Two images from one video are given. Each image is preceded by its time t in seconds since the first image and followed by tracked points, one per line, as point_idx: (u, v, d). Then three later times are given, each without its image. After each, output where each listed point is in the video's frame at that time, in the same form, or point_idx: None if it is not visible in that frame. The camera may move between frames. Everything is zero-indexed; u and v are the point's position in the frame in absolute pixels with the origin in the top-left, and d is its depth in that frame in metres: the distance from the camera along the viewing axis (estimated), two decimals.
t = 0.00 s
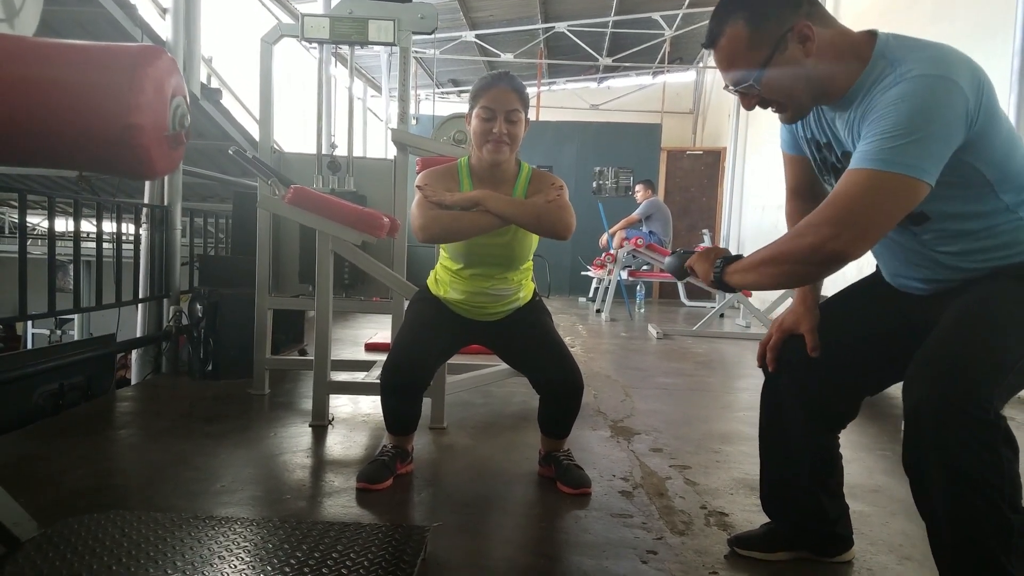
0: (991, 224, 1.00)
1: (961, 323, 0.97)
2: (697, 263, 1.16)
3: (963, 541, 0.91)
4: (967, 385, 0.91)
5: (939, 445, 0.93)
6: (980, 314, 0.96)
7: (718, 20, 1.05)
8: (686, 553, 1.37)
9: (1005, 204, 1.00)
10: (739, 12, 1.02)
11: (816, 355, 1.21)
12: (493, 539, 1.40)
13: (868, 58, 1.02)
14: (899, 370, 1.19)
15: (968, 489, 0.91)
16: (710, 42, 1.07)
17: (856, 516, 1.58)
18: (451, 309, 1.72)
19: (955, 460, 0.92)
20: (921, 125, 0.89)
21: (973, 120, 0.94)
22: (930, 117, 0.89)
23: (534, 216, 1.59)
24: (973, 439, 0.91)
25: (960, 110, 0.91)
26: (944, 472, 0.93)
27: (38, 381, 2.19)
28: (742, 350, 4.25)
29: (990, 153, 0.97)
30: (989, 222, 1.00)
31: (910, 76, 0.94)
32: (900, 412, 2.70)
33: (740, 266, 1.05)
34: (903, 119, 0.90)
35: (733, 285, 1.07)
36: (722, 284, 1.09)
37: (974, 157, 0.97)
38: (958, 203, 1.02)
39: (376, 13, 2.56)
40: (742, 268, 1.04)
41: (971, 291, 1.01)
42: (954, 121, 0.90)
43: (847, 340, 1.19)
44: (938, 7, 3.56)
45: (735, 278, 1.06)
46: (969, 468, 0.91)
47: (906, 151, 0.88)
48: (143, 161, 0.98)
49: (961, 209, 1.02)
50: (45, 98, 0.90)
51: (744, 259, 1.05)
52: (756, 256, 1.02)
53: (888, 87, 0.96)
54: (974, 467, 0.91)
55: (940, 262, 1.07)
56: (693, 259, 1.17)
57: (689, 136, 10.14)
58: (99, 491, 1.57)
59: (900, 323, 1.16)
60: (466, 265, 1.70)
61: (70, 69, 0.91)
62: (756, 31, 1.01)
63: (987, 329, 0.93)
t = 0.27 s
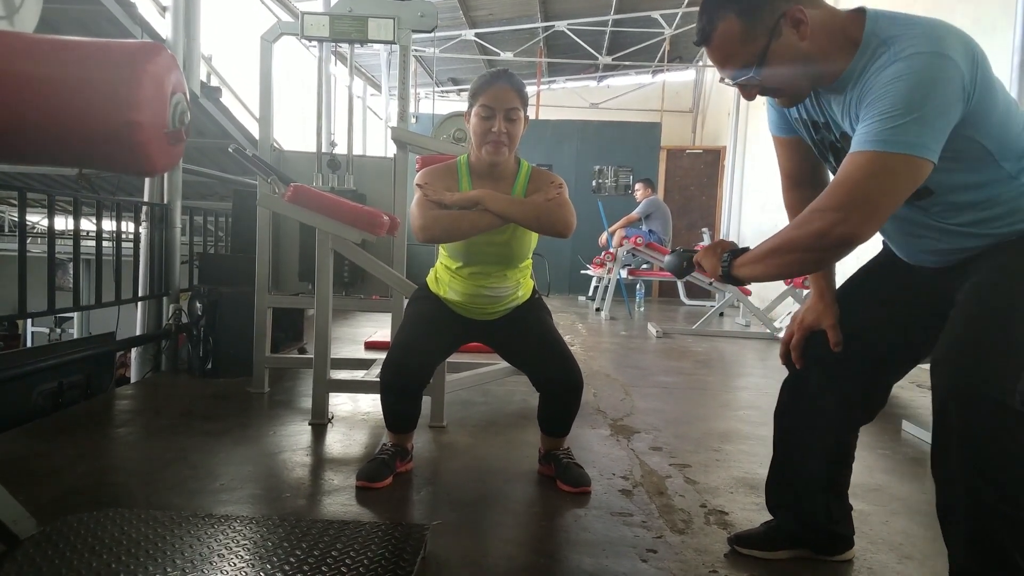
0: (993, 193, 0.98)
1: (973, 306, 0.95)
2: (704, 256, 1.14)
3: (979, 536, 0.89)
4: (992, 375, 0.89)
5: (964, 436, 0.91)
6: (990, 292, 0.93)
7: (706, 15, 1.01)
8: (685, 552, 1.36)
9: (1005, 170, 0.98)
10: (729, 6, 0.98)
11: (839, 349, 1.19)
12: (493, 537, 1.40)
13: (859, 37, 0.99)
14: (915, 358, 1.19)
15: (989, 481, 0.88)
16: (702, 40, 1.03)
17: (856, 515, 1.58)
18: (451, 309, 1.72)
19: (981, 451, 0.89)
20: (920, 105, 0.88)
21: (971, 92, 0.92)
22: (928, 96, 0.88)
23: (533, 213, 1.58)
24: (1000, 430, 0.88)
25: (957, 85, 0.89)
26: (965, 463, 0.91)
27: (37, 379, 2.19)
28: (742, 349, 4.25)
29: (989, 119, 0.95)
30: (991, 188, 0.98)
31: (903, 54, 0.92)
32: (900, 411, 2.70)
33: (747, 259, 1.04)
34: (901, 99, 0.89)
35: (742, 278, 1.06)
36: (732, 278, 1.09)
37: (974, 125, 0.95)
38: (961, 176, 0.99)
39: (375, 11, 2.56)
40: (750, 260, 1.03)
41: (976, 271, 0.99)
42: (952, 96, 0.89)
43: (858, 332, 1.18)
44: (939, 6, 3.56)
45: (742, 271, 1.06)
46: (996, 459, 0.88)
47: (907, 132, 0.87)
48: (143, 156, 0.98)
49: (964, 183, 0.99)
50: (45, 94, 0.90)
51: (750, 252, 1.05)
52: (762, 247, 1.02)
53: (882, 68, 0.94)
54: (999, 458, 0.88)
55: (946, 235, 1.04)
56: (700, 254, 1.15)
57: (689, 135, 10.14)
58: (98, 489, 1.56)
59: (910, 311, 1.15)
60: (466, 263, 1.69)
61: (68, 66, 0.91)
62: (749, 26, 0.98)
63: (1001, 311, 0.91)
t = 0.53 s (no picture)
0: (992, 187, 0.98)
1: (980, 307, 0.94)
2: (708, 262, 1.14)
3: (985, 538, 0.90)
4: (1004, 377, 0.89)
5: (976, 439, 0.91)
6: (996, 293, 0.93)
7: (704, 18, 1.00)
8: (686, 554, 1.36)
9: (1004, 162, 0.97)
10: (727, 8, 0.98)
11: (849, 352, 1.19)
12: (494, 538, 1.40)
13: (856, 34, 0.99)
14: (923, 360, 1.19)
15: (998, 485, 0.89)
16: (700, 43, 1.03)
17: (857, 518, 1.58)
18: (452, 308, 1.72)
19: (991, 454, 0.89)
20: (923, 102, 0.87)
21: (971, 86, 0.92)
22: (930, 94, 0.88)
23: (536, 207, 1.58)
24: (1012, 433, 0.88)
25: (958, 81, 0.89)
26: (975, 465, 0.91)
27: (38, 377, 2.19)
28: (742, 351, 4.25)
29: (989, 112, 0.95)
30: (990, 181, 0.98)
31: (902, 51, 0.92)
32: (901, 414, 2.70)
33: (752, 263, 1.04)
34: (903, 96, 0.89)
35: (749, 282, 1.06)
36: (738, 282, 1.09)
37: (974, 119, 0.95)
38: (962, 171, 0.98)
39: (378, 11, 2.56)
40: (756, 264, 1.03)
41: (979, 272, 0.99)
42: (953, 93, 0.88)
43: (865, 334, 1.19)
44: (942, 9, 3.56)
45: (748, 274, 1.06)
46: (1007, 462, 0.88)
47: (910, 130, 0.87)
48: (146, 154, 0.98)
49: (966, 178, 0.99)
50: (49, 92, 0.90)
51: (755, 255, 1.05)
52: (767, 250, 1.02)
53: (882, 66, 0.94)
54: (1009, 462, 0.88)
55: (947, 228, 1.03)
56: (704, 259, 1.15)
57: (690, 137, 10.14)
58: (98, 488, 1.56)
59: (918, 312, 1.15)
60: (469, 263, 1.69)
61: (71, 65, 0.91)
62: (748, 28, 0.97)
63: (1009, 312, 0.91)
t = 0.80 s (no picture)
0: (991, 181, 0.97)
1: (984, 305, 0.94)
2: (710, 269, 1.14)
3: (993, 536, 0.90)
4: (1013, 376, 0.89)
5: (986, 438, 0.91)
6: (1001, 290, 0.93)
7: (696, 26, 1.00)
8: (688, 554, 1.36)
9: (1002, 157, 0.97)
10: (719, 16, 0.98)
11: (859, 353, 1.19)
12: (495, 538, 1.40)
13: (849, 36, 0.99)
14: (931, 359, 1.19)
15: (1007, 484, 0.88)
16: (694, 50, 1.03)
17: (859, 518, 1.57)
18: (454, 309, 1.72)
19: (1000, 452, 0.89)
20: (920, 102, 0.87)
21: (966, 84, 0.92)
22: (926, 94, 0.87)
23: (538, 206, 1.58)
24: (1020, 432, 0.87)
25: (953, 80, 0.89)
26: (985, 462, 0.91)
27: (40, 376, 2.19)
28: (744, 351, 4.24)
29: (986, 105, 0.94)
30: (991, 176, 0.97)
31: (896, 51, 0.92)
32: (903, 414, 2.69)
33: (753, 268, 1.04)
34: (900, 97, 0.88)
35: (750, 287, 1.06)
36: (739, 288, 1.08)
37: (970, 114, 0.94)
38: (963, 167, 0.98)
39: (379, 11, 2.56)
40: (757, 269, 1.03)
41: (981, 270, 0.99)
42: (950, 92, 0.88)
43: (873, 334, 1.18)
44: (943, 8, 3.56)
45: (749, 279, 1.05)
46: (1014, 462, 0.88)
47: (909, 131, 0.87)
48: (148, 154, 0.98)
49: (966, 174, 0.98)
50: (50, 92, 0.90)
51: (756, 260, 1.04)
52: (768, 255, 1.01)
53: (877, 67, 0.94)
54: (1015, 459, 0.88)
55: (948, 224, 1.03)
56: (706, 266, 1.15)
57: (692, 137, 10.14)
58: (100, 487, 1.57)
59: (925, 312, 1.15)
60: (470, 262, 1.69)
61: (72, 64, 0.91)
62: (740, 35, 0.97)
63: (1013, 309, 0.91)
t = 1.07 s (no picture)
0: (990, 183, 0.97)
1: (985, 307, 0.94)
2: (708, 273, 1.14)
3: (995, 536, 0.90)
4: (1015, 377, 0.88)
5: (988, 438, 0.91)
6: (1002, 293, 0.93)
7: (693, 32, 1.00)
8: (689, 555, 1.36)
9: (1000, 159, 0.96)
10: (715, 25, 0.97)
11: (859, 355, 1.19)
12: (495, 538, 1.40)
13: (844, 40, 0.99)
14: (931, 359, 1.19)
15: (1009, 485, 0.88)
16: (690, 56, 1.03)
17: (861, 520, 1.57)
18: (456, 308, 1.72)
19: (1001, 453, 0.89)
20: (915, 107, 0.87)
21: (962, 87, 0.92)
22: (922, 99, 0.87)
23: (539, 208, 1.58)
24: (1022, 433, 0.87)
25: (949, 84, 0.89)
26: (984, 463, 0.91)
27: (43, 373, 2.20)
28: (746, 352, 4.24)
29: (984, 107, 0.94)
30: (989, 179, 0.97)
31: (892, 56, 0.91)
32: (905, 416, 2.69)
33: (750, 273, 1.04)
34: (896, 102, 0.88)
35: (747, 292, 1.06)
36: (737, 292, 1.08)
37: (968, 116, 0.94)
38: (962, 169, 0.97)
39: (383, 10, 2.55)
40: (754, 274, 1.03)
41: (981, 273, 0.98)
42: (945, 97, 0.88)
43: (873, 336, 1.18)
44: (947, 10, 3.55)
45: (747, 284, 1.05)
46: (1014, 463, 0.87)
47: (905, 136, 0.87)
48: (151, 153, 0.98)
49: (965, 177, 0.98)
50: (54, 90, 0.90)
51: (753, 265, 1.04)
52: (765, 260, 1.01)
53: (873, 72, 0.93)
54: (1016, 460, 0.87)
55: (945, 226, 1.03)
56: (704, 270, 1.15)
57: (695, 137, 10.13)
58: (101, 485, 1.57)
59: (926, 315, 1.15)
60: (472, 262, 1.69)
61: (76, 62, 0.91)
62: (737, 43, 0.97)
63: (1014, 311, 0.90)
